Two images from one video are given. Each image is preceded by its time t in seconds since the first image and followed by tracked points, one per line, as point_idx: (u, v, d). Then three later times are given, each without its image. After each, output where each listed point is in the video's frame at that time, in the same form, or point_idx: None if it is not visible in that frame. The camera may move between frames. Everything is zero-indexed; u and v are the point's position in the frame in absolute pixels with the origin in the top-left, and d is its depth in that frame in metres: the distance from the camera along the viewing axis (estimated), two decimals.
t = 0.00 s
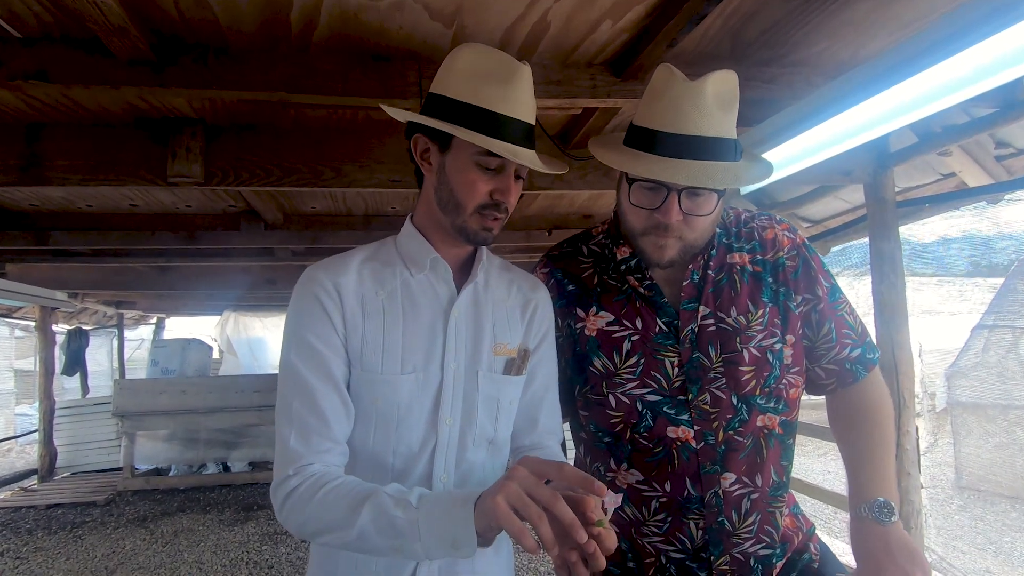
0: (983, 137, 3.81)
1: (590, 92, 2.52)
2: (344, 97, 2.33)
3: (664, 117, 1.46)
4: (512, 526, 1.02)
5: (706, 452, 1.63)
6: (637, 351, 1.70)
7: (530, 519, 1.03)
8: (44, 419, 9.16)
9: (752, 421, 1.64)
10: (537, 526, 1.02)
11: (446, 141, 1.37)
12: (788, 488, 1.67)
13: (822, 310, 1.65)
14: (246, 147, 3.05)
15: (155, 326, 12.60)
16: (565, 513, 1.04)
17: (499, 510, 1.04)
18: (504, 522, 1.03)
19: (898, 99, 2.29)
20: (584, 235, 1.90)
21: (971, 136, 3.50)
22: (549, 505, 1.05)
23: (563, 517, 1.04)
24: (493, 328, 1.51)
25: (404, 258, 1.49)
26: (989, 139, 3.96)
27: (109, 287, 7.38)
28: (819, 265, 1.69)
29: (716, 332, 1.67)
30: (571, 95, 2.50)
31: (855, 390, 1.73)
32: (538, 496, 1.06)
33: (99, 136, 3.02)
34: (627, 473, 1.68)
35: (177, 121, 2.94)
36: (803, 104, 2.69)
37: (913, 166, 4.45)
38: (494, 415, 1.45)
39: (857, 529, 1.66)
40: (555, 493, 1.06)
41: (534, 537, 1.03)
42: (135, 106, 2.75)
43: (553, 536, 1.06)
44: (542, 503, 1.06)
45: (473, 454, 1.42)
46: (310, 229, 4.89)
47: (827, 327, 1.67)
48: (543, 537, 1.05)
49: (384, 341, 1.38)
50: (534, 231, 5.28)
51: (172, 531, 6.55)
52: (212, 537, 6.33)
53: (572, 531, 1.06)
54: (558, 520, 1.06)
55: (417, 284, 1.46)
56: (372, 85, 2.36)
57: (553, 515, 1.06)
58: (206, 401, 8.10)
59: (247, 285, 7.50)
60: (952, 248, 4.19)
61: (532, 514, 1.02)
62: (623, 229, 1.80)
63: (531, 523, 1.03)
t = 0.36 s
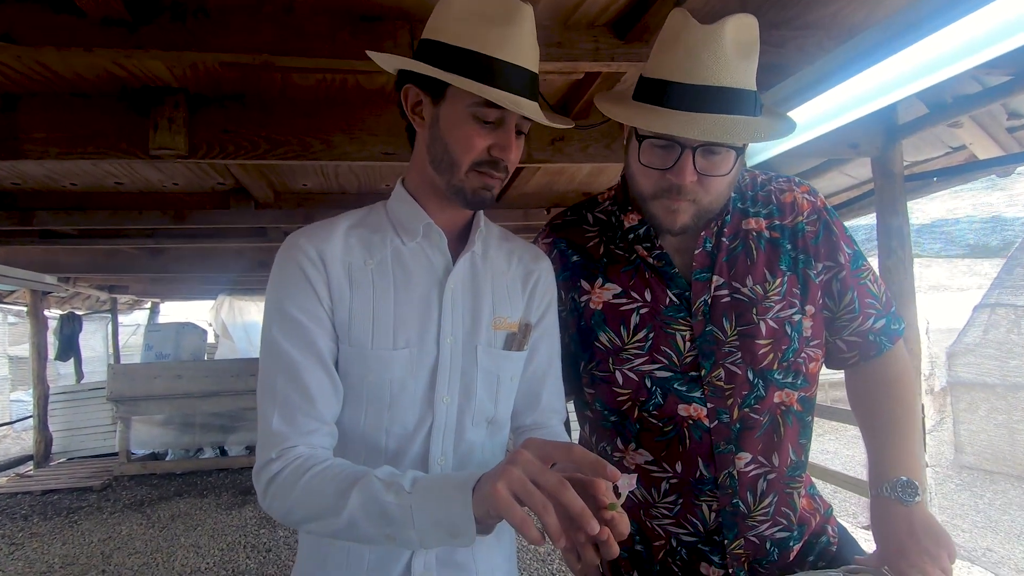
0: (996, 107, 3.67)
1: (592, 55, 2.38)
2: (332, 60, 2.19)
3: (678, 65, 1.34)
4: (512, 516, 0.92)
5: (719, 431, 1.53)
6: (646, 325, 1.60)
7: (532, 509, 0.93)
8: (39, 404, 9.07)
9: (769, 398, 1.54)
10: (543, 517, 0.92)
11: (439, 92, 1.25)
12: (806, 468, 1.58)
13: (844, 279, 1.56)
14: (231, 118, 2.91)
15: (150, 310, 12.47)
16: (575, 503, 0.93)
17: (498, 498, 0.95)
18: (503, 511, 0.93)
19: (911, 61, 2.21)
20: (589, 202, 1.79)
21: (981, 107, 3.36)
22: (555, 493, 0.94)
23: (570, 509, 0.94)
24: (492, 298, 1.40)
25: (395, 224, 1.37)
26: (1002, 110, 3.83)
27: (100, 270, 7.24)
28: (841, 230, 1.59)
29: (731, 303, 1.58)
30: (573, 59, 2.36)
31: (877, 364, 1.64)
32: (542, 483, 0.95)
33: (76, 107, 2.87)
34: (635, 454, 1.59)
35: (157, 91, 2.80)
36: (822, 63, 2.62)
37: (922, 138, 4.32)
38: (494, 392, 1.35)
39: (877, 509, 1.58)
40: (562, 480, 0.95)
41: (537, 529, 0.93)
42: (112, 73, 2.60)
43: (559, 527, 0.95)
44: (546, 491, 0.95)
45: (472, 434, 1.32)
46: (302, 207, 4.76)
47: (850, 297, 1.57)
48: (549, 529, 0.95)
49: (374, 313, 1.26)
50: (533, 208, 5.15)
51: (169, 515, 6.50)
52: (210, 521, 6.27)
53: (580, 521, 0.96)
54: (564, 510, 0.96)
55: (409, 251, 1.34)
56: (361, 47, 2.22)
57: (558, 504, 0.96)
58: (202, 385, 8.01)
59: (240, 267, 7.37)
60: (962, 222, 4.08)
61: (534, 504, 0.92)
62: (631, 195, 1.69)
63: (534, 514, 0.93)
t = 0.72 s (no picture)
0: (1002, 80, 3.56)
1: (589, 20, 2.24)
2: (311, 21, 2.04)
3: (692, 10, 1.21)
4: (507, 519, 0.82)
5: (729, 415, 1.43)
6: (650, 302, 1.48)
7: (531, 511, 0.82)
8: (22, 393, 8.88)
9: (783, 379, 1.44)
10: (542, 523, 0.82)
11: (420, 38, 1.12)
12: (820, 453, 1.48)
13: (864, 249, 1.47)
14: (206, 89, 2.74)
15: (136, 297, 12.25)
16: (579, 502, 0.83)
17: (491, 500, 0.83)
18: (497, 514, 0.83)
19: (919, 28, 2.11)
20: (588, 168, 1.66)
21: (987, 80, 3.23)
22: (555, 493, 0.84)
23: (572, 510, 0.83)
24: (483, 272, 1.27)
25: (373, 190, 1.23)
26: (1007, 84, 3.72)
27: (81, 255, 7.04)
28: (860, 197, 1.49)
29: (742, 277, 1.47)
30: (568, 23, 2.22)
31: (894, 340, 1.53)
32: (541, 481, 0.85)
33: (39, 76, 2.70)
34: (638, 440, 1.48)
35: (126, 58, 2.63)
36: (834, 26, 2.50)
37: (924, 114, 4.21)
38: (485, 374, 1.23)
39: (894, 496, 1.48)
40: (563, 477, 0.85)
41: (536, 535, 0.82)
42: (76, 38, 2.43)
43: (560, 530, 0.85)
44: (545, 490, 0.85)
45: (461, 420, 1.20)
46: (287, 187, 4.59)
47: (869, 270, 1.49)
48: (549, 533, 0.84)
49: (350, 287, 1.14)
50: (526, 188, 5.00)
51: (157, 504, 6.39)
52: (198, 509, 6.16)
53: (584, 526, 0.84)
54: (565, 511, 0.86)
55: (389, 219, 1.20)
56: (342, 8, 2.07)
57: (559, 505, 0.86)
58: (189, 371, 7.86)
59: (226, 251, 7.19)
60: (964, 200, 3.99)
61: (534, 505, 0.82)
62: (634, 161, 1.56)
63: (532, 517, 0.83)
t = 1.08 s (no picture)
0: (1000, 61, 3.51)
1: None
2: None
3: None
4: (498, 505, 0.75)
5: (730, 395, 1.36)
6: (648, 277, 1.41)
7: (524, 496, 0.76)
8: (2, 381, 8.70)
9: (787, 357, 1.38)
10: (535, 507, 0.76)
11: None
12: (824, 435, 1.42)
13: (871, 222, 1.42)
14: (184, 60, 2.63)
15: (121, 284, 12.03)
16: (576, 488, 0.77)
17: (481, 484, 0.76)
18: (486, 499, 0.76)
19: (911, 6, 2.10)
20: (584, 137, 1.58)
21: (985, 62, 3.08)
22: (551, 475, 0.78)
23: (569, 495, 0.77)
24: (471, 242, 1.19)
25: (353, 153, 1.14)
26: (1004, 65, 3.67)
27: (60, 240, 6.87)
28: (867, 167, 1.44)
29: (745, 250, 1.40)
30: None
31: (900, 317, 1.47)
32: (535, 464, 0.78)
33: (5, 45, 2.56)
34: (635, 421, 1.42)
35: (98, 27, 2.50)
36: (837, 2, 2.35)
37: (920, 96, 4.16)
38: (474, 351, 1.16)
39: (898, 478, 1.42)
40: (560, 460, 0.78)
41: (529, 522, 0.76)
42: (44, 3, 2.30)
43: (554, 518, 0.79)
44: (540, 473, 0.78)
45: (448, 399, 1.13)
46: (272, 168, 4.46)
47: (877, 244, 1.44)
48: (542, 519, 0.78)
49: (329, 257, 1.05)
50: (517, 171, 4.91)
51: (142, 492, 6.28)
52: (184, 498, 6.06)
53: (581, 514, 0.78)
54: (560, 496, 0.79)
55: (370, 185, 1.12)
56: None
57: (554, 489, 0.79)
58: (173, 359, 7.72)
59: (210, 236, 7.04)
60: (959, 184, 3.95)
61: (529, 491, 0.75)
62: (633, 128, 1.48)
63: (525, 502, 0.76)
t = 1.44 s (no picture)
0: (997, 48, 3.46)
1: None
2: None
3: None
4: (485, 488, 0.70)
5: (726, 381, 1.31)
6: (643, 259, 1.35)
7: (511, 482, 0.70)
8: None
9: (784, 343, 1.33)
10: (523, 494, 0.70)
11: None
12: (820, 424, 1.38)
13: (873, 204, 1.37)
14: (161, 32, 2.53)
15: (105, 268, 11.83)
16: (567, 473, 0.71)
17: (468, 467, 0.70)
18: (472, 483, 0.70)
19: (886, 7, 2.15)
20: (577, 112, 1.52)
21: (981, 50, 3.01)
22: (540, 462, 0.72)
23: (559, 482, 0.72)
24: (457, 219, 1.12)
25: (330, 121, 1.07)
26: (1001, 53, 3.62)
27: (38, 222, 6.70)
28: (870, 147, 1.39)
29: (744, 232, 1.35)
30: None
31: (900, 302, 1.43)
32: (525, 447, 0.72)
33: None
34: (626, 409, 1.37)
35: None
36: None
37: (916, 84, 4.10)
38: (460, 333, 1.10)
39: (897, 469, 1.39)
40: (552, 445, 0.73)
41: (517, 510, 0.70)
42: None
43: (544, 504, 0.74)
44: (529, 458, 0.72)
45: (432, 383, 1.07)
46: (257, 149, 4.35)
47: (878, 227, 1.40)
48: (528, 507, 0.73)
49: (303, 230, 0.98)
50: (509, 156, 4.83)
51: (125, 479, 6.18)
52: (167, 484, 5.98)
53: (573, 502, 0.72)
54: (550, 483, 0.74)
55: (349, 155, 1.05)
56: None
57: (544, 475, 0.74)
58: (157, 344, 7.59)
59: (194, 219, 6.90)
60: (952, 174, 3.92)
61: (516, 474, 0.70)
62: (628, 103, 1.42)
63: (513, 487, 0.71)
